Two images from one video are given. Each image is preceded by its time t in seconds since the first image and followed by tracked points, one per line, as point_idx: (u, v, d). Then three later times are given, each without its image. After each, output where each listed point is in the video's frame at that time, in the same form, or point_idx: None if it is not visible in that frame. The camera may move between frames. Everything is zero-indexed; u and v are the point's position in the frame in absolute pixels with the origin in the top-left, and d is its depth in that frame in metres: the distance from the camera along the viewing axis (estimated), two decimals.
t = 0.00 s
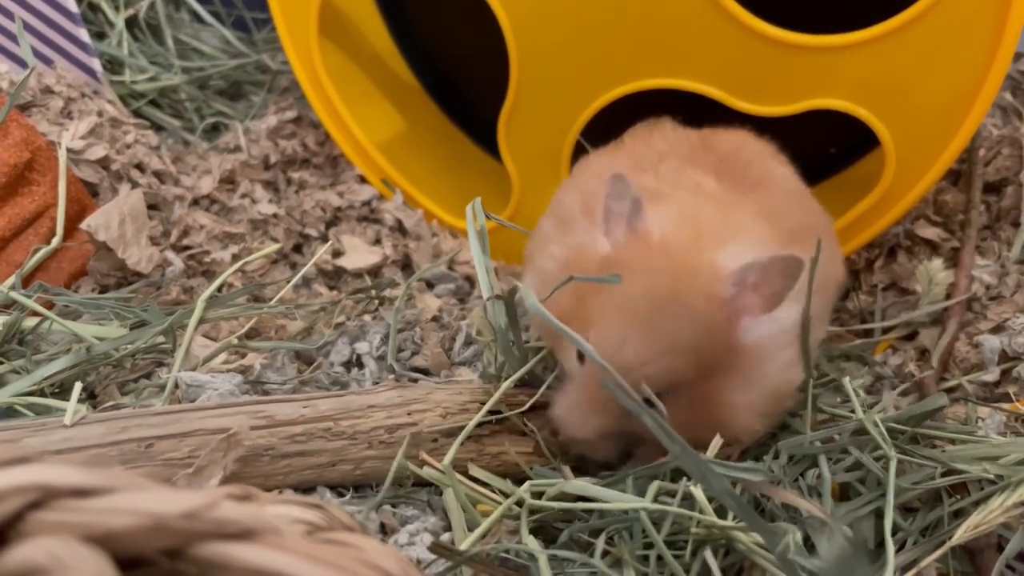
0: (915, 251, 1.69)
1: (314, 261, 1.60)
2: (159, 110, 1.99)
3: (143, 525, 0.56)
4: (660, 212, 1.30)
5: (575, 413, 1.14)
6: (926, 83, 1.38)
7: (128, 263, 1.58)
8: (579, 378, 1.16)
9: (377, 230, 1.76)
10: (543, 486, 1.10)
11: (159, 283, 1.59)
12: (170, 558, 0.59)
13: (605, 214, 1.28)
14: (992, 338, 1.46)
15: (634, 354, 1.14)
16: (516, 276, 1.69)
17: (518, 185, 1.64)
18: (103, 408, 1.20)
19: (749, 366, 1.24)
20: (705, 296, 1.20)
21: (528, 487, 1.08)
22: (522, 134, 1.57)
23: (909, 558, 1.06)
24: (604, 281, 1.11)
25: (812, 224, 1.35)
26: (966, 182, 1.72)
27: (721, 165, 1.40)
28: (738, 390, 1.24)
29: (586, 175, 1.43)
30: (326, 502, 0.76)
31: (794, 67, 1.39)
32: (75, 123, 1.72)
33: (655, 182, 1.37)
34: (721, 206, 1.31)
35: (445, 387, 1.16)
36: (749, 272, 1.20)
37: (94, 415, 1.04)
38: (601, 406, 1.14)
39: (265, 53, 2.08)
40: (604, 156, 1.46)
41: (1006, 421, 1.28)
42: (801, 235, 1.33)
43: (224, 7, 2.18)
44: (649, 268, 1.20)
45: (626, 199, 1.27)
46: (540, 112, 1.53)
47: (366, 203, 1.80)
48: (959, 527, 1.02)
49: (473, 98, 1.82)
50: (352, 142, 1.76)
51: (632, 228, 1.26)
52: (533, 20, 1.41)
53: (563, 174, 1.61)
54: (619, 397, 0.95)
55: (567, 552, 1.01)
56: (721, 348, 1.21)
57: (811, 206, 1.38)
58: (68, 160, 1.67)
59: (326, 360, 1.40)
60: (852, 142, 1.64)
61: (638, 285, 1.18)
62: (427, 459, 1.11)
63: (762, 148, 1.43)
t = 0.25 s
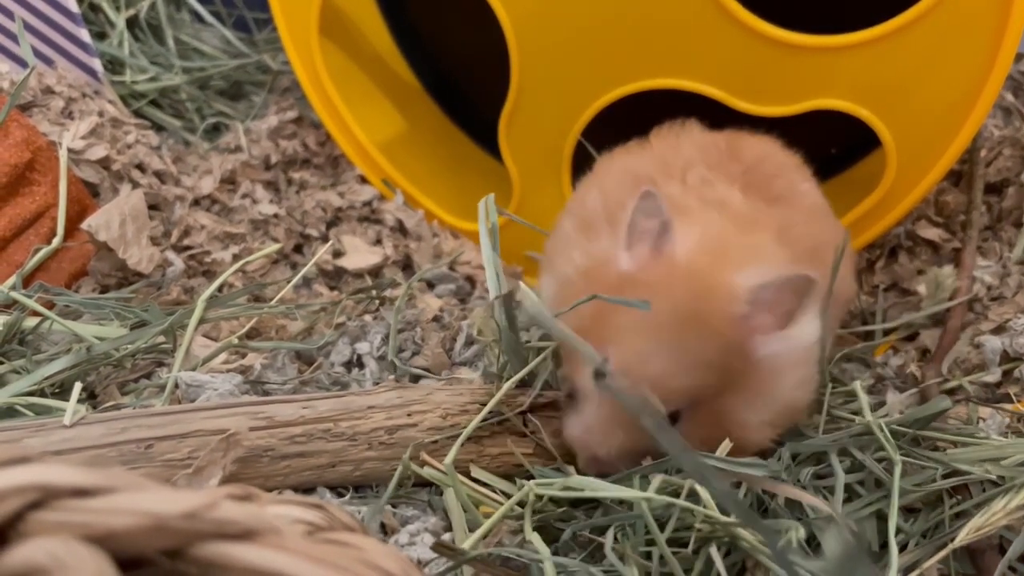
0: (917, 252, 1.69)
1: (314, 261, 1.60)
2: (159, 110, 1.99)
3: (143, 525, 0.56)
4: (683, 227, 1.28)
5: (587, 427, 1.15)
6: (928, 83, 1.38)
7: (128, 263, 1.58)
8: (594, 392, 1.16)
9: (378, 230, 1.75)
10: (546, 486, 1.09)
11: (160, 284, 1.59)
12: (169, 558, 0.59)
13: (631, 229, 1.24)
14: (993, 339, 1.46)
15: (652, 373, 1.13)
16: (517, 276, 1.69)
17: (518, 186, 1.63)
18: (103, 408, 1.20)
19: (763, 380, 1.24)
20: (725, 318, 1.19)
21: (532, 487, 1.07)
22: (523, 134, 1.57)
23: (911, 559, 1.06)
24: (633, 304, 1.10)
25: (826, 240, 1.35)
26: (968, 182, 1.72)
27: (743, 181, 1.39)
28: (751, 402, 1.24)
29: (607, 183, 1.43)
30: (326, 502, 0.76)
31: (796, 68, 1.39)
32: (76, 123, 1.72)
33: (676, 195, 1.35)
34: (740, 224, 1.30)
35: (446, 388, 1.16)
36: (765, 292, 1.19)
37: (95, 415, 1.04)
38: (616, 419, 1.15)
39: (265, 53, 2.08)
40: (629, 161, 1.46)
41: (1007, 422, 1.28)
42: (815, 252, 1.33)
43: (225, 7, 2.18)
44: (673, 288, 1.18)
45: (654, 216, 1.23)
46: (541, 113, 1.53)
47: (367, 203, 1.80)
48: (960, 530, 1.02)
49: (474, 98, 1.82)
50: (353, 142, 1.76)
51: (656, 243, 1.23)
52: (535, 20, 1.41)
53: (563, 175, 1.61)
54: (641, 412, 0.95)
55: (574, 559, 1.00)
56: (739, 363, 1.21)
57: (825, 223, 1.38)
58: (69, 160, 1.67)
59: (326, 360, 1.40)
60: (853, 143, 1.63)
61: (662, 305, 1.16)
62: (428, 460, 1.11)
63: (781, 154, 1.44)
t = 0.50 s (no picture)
0: (917, 253, 1.69)
1: (315, 262, 1.61)
2: (160, 111, 1.99)
3: (144, 525, 0.56)
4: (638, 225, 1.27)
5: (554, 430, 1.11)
6: (928, 83, 1.38)
7: (129, 264, 1.58)
8: (552, 391, 1.12)
9: (378, 231, 1.76)
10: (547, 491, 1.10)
11: (161, 284, 1.59)
12: (171, 559, 0.59)
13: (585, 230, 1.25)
14: (993, 341, 1.46)
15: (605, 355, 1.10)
16: (517, 277, 1.69)
17: (518, 186, 1.63)
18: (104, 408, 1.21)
19: (736, 374, 1.20)
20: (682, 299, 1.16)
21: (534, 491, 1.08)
22: (523, 135, 1.57)
23: (911, 561, 1.06)
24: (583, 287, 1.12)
25: (796, 233, 1.33)
26: (968, 184, 1.72)
27: (711, 185, 1.38)
28: (730, 400, 1.20)
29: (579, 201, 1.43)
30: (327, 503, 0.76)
31: (796, 69, 1.39)
32: (77, 124, 1.72)
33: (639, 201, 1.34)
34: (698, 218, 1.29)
35: (446, 388, 1.16)
36: (715, 270, 1.17)
37: (96, 415, 1.04)
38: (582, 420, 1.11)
39: (266, 54, 2.08)
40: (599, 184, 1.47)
41: (1008, 423, 1.28)
42: (785, 245, 1.31)
43: (226, 8, 2.18)
44: (624, 275, 1.16)
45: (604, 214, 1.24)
46: (541, 114, 1.53)
47: (367, 204, 1.80)
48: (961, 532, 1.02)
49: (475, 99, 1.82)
50: (353, 143, 1.76)
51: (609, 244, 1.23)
52: (536, 21, 1.41)
53: (564, 176, 1.61)
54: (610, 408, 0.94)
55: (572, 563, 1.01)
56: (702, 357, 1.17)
57: (797, 217, 1.36)
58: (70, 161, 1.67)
59: (326, 361, 1.40)
60: (853, 144, 1.64)
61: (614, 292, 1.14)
62: (428, 460, 1.11)
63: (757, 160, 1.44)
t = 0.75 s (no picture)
0: (917, 253, 1.69)
1: (315, 262, 1.61)
2: (161, 111, 1.99)
3: (144, 523, 0.56)
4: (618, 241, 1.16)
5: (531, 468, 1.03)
6: (928, 84, 1.38)
7: (129, 264, 1.58)
8: (528, 427, 1.05)
9: (378, 231, 1.76)
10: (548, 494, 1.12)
11: (161, 284, 1.59)
12: (171, 557, 0.59)
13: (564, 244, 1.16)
14: (993, 341, 1.46)
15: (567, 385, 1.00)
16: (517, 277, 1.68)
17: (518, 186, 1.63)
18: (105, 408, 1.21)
19: (726, 405, 1.10)
20: (656, 326, 1.04)
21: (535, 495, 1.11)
22: (523, 134, 1.57)
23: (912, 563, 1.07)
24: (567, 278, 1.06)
25: (802, 254, 1.20)
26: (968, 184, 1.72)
27: (710, 201, 1.26)
28: (716, 434, 1.10)
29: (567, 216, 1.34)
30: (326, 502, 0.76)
31: (796, 69, 1.39)
32: (78, 124, 1.72)
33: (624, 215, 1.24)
34: (683, 234, 1.18)
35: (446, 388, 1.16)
36: (697, 293, 1.05)
37: (97, 415, 1.05)
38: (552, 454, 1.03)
39: (266, 54, 2.08)
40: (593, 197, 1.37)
41: (1008, 423, 1.28)
42: (787, 266, 1.19)
43: (226, 8, 2.18)
44: (592, 295, 1.06)
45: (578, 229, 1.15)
46: (542, 114, 1.53)
47: (367, 204, 1.80)
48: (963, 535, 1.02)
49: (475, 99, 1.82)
50: (353, 143, 1.76)
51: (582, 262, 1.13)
52: (536, 21, 1.42)
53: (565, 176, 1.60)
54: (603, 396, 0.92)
55: (575, 564, 1.01)
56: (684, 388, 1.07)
57: (806, 236, 1.22)
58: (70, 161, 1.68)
59: (326, 361, 1.40)
60: (853, 144, 1.64)
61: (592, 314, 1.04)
62: (427, 462, 1.11)
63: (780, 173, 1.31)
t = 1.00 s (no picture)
0: (917, 254, 1.69)
1: (315, 264, 1.61)
2: (161, 112, 1.99)
3: (145, 525, 0.56)
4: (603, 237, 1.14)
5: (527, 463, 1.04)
6: (929, 88, 1.38)
7: (129, 265, 1.58)
8: (526, 421, 1.04)
9: (378, 232, 1.76)
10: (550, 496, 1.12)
11: (161, 286, 1.59)
12: (171, 558, 0.59)
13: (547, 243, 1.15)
14: (993, 342, 1.46)
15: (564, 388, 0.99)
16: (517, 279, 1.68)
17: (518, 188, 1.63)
18: (104, 410, 1.20)
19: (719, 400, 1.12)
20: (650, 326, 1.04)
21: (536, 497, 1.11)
22: (524, 136, 1.57)
23: (912, 564, 1.07)
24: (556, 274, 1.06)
25: (794, 252, 1.20)
26: (969, 186, 1.72)
27: (702, 196, 1.25)
28: (708, 428, 1.12)
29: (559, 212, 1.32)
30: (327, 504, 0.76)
31: (797, 70, 1.39)
32: (78, 125, 1.72)
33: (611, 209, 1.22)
34: (673, 229, 1.16)
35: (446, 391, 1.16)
36: (692, 285, 1.06)
37: (97, 417, 1.04)
38: (555, 448, 1.03)
39: (267, 55, 2.08)
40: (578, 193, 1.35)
41: (1008, 425, 1.28)
42: (778, 263, 1.19)
43: (227, 9, 2.18)
44: (581, 294, 1.05)
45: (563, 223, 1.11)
46: (543, 115, 1.53)
47: (367, 205, 1.80)
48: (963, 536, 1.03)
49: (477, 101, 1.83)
50: (353, 144, 1.76)
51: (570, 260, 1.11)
52: (538, 22, 1.42)
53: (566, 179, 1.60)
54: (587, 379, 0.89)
55: (577, 567, 1.01)
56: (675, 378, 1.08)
57: (799, 237, 1.21)
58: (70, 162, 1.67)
59: (326, 363, 1.40)
60: (854, 146, 1.64)
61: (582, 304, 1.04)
62: (427, 465, 1.11)
63: (768, 171, 1.30)
